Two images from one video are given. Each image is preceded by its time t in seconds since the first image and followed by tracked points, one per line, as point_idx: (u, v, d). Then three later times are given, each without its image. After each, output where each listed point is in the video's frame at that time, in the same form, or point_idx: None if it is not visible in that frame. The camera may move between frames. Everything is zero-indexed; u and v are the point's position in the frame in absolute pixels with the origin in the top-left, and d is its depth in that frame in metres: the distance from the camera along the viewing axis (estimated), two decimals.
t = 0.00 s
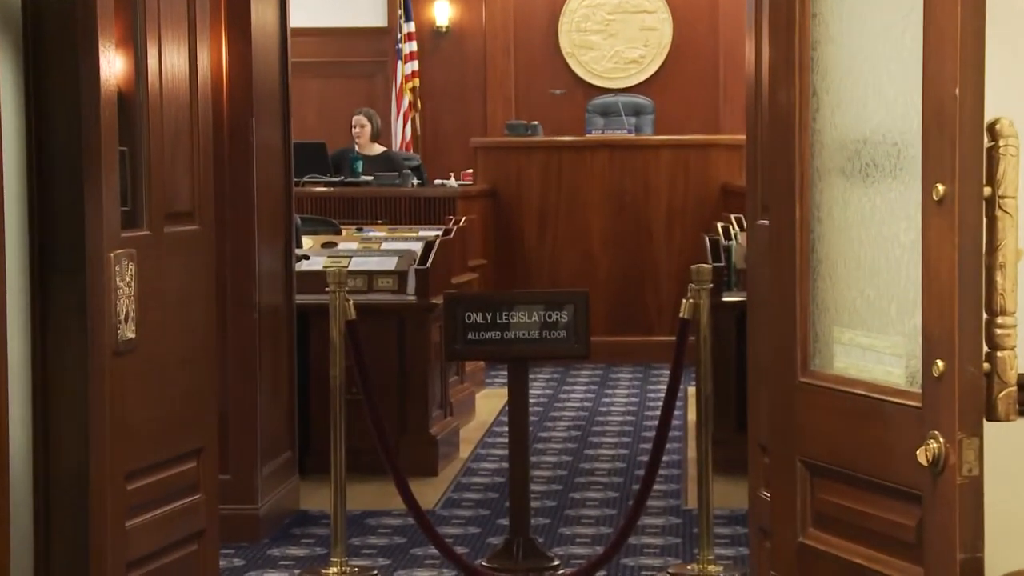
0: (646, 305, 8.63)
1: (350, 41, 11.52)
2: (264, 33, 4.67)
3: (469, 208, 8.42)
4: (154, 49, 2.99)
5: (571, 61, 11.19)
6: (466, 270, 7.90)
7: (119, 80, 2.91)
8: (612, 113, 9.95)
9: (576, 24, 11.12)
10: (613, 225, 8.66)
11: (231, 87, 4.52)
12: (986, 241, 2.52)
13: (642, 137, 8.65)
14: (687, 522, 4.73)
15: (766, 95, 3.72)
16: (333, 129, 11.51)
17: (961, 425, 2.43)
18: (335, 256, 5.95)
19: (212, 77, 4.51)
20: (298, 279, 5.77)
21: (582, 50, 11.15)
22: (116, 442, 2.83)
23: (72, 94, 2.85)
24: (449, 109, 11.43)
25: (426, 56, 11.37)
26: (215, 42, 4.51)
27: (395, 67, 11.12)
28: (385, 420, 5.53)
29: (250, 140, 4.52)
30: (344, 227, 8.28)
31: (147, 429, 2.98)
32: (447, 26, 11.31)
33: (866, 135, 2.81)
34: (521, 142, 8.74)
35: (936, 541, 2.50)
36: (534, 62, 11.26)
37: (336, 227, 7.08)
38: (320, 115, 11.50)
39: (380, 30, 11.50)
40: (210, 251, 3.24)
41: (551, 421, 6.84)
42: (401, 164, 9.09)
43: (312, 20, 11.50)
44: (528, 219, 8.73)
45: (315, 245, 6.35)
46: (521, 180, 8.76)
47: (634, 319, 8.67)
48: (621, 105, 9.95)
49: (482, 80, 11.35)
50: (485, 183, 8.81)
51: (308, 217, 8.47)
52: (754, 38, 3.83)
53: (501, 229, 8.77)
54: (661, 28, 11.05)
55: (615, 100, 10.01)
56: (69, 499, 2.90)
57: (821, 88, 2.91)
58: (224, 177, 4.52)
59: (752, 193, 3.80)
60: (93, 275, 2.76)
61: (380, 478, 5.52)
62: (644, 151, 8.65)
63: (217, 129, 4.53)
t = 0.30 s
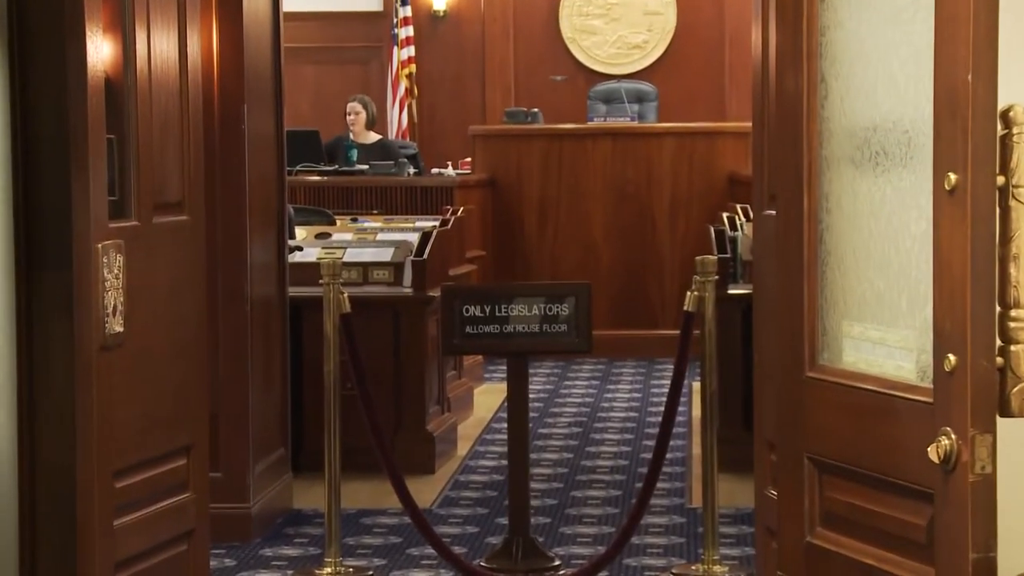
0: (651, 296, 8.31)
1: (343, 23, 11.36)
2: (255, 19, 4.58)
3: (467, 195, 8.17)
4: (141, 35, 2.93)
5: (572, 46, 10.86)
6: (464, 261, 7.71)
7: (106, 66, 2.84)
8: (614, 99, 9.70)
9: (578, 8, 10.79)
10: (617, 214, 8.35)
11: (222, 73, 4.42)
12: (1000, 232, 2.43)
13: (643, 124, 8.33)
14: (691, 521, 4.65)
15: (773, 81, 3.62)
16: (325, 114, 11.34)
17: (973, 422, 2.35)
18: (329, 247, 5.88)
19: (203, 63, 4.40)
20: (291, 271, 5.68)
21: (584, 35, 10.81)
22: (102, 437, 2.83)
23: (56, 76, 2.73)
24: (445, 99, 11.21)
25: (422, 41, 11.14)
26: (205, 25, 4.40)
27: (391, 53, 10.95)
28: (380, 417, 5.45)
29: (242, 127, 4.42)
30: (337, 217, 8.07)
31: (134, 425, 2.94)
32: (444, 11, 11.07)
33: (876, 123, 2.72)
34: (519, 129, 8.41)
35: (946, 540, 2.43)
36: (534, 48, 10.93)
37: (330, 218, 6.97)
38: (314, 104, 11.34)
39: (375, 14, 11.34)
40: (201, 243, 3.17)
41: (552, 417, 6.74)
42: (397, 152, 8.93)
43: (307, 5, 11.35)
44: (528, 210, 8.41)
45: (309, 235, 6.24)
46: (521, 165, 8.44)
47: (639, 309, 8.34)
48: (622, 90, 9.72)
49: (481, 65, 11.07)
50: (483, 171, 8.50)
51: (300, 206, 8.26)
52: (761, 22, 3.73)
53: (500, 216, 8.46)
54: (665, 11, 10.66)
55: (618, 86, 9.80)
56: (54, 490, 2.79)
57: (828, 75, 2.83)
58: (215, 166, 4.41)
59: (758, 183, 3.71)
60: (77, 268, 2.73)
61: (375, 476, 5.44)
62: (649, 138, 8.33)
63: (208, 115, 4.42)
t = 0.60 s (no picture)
0: (655, 294, 8.23)
1: (339, 9, 11.23)
2: (247, 7, 4.49)
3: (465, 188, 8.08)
4: (131, 22, 2.86)
5: (573, 34, 10.63)
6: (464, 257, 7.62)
7: (93, 55, 2.77)
8: (617, 90, 9.58)
9: None
10: (619, 208, 8.26)
11: (214, 64, 4.33)
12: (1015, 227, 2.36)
13: (647, 115, 8.23)
14: (696, 524, 4.57)
15: (781, 71, 3.54)
16: (319, 103, 11.21)
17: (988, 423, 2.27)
18: (323, 242, 5.75)
19: (194, 53, 4.32)
20: (285, 265, 5.59)
21: (586, 23, 10.58)
22: (89, 438, 2.75)
23: (39, 64, 2.65)
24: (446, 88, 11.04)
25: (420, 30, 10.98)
26: (196, 13, 4.31)
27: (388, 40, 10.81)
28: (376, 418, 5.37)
29: (234, 118, 4.33)
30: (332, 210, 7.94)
31: (121, 426, 2.87)
32: None
33: (887, 114, 2.64)
34: (520, 121, 8.33)
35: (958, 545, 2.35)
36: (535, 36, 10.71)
37: (325, 211, 6.87)
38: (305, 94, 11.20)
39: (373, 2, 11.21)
40: (193, 238, 3.09)
41: (554, 417, 6.67)
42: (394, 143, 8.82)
43: None
44: (528, 204, 8.32)
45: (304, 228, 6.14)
46: (524, 158, 8.34)
47: (641, 309, 8.26)
48: (625, 80, 9.59)
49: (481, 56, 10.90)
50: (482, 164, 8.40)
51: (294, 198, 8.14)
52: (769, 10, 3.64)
53: (500, 210, 8.36)
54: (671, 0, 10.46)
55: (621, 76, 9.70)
56: (41, 491, 2.70)
57: (837, 65, 2.75)
58: (206, 159, 4.33)
59: (765, 175, 3.63)
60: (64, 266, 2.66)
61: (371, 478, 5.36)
62: (653, 130, 8.23)
63: (199, 107, 4.34)
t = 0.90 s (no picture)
0: (658, 293, 8.14)
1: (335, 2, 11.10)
2: None
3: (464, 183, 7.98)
4: (116, 10, 2.79)
5: (575, 25, 10.51)
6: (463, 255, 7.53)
7: (79, 46, 2.71)
8: (619, 83, 9.49)
9: None
10: (621, 203, 8.17)
11: (204, 57, 4.25)
12: None
13: (650, 109, 8.14)
14: (701, 531, 4.48)
15: (788, 63, 3.45)
16: (313, 97, 11.08)
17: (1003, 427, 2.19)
18: (317, 239, 5.69)
19: (184, 47, 4.24)
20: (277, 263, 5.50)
21: (588, 14, 10.47)
22: (75, 440, 2.68)
23: (22, 54, 2.57)
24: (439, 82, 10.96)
25: (414, 22, 10.93)
26: (186, 5, 4.23)
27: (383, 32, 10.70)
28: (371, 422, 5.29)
29: (224, 112, 4.25)
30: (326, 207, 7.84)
31: (107, 427, 2.79)
32: None
33: (898, 107, 2.56)
34: (520, 114, 8.23)
35: (972, 552, 2.27)
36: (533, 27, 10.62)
37: (317, 208, 6.77)
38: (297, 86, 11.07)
39: None
40: (182, 235, 3.01)
41: (554, 419, 6.58)
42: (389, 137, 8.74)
43: None
44: (529, 202, 8.23)
45: (295, 224, 6.04)
46: (523, 151, 8.25)
47: (644, 310, 8.17)
48: (628, 73, 9.50)
49: (479, 51, 10.78)
50: (480, 158, 8.31)
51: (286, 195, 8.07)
52: None
53: (500, 208, 8.27)
54: None
55: (624, 68, 9.63)
56: (25, 493, 2.62)
57: (846, 56, 2.65)
58: (195, 155, 4.25)
59: (772, 172, 3.54)
60: (48, 264, 2.58)
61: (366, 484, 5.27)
62: (656, 123, 8.14)
63: (188, 100, 4.25)
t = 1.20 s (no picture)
0: (662, 292, 8.05)
1: None
2: None
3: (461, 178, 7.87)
4: None
5: (577, 13, 10.44)
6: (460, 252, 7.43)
7: (61, 34, 2.64)
8: (623, 73, 9.35)
9: None
10: (623, 199, 8.07)
11: (191, 49, 4.16)
12: None
13: (656, 101, 8.03)
14: (707, 539, 4.39)
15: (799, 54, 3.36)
16: (305, 89, 10.96)
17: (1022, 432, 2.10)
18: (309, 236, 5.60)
19: (171, 39, 4.14)
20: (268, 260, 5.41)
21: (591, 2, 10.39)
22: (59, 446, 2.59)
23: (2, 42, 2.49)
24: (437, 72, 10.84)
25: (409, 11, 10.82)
26: None
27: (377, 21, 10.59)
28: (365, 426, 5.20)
29: (212, 105, 4.15)
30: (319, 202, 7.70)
31: (92, 431, 2.70)
32: None
33: (914, 99, 2.46)
34: (521, 105, 8.12)
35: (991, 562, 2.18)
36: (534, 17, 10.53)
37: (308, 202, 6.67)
38: (291, 78, 10.95)
39: None
40: (169, 230, 2.92)
41: (556, 422, 6.48)
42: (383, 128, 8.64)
43: None
44: (529, 200, 8.13)
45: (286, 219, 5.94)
46: (523, 144, 8.15)
47: (648, 310, 8.07)
48: (632, 62, 9.36)
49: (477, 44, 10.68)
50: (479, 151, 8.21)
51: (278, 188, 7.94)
52: None
53: (500, 205, 8.17)
54: None
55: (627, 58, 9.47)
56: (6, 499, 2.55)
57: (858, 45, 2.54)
58: (183, 151, 4.16)
59: (782, 166, 3.45)
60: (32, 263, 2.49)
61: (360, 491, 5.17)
62: (661, 116, 8.03)
63: (176, 93, 4.15)
